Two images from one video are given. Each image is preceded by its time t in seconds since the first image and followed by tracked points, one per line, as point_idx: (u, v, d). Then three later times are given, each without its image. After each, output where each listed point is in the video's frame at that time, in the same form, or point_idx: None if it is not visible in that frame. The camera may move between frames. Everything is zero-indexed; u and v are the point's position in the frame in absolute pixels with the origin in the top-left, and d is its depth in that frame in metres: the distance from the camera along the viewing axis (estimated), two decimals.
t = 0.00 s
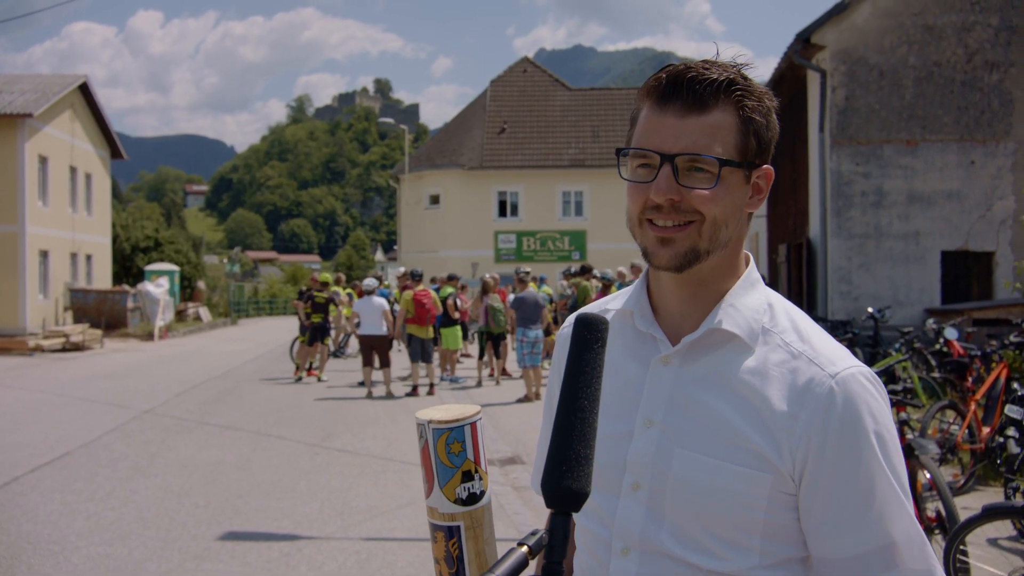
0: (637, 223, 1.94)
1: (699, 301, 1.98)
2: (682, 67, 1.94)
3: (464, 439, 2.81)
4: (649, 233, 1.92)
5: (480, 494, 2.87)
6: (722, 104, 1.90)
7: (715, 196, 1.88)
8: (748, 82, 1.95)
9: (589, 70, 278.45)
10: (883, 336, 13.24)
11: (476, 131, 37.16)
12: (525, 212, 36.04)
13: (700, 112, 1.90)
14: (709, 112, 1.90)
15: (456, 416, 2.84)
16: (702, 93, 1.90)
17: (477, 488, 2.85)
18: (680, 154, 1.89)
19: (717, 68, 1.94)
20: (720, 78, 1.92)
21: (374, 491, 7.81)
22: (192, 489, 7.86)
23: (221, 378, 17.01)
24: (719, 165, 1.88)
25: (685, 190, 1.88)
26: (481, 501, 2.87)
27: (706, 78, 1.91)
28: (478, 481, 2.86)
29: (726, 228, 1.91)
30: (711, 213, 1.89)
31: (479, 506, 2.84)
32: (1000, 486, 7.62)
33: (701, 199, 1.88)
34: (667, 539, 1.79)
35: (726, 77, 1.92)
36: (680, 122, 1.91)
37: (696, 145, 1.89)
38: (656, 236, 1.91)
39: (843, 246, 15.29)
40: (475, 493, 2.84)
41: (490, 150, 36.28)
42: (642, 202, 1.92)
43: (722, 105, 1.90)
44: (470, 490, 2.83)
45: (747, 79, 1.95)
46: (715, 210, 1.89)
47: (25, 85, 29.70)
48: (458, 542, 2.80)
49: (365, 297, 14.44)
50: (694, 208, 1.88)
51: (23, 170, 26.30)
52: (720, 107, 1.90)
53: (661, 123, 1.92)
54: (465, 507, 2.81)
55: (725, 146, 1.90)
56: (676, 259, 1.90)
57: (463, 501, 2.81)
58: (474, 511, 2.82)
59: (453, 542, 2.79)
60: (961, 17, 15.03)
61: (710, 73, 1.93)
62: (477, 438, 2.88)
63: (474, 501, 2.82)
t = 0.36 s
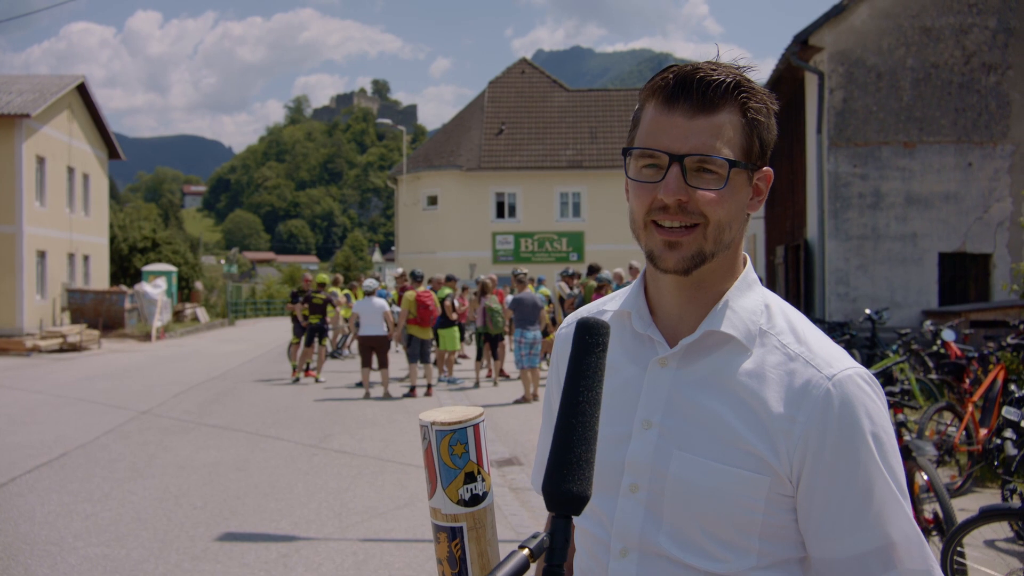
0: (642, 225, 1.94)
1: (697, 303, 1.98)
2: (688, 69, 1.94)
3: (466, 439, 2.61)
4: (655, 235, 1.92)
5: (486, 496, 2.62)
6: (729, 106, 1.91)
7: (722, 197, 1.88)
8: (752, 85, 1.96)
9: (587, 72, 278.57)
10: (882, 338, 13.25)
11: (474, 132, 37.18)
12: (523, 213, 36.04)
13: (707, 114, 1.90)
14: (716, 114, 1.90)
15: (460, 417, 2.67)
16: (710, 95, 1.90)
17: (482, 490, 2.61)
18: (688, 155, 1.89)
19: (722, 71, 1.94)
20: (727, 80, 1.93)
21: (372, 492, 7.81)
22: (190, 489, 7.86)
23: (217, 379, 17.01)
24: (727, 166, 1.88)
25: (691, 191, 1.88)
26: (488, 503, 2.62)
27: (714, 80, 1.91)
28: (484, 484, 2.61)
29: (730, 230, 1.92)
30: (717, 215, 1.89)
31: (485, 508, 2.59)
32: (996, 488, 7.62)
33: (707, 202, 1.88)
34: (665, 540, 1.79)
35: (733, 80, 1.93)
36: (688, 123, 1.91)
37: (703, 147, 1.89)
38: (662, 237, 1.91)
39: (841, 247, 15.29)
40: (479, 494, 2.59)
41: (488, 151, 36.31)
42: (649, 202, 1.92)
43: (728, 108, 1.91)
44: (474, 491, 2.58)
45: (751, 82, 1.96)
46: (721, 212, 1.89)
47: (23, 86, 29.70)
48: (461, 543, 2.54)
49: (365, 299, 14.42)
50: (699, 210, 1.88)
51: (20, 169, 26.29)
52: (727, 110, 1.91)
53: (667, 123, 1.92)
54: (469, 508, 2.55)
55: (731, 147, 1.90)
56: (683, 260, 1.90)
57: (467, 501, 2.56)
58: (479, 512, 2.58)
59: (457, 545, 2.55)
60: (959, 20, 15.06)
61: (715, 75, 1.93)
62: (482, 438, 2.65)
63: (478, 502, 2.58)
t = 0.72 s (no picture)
0: (636, 224, 1.94)
1: (696, 304, 1.98)
2: (682, 67, 1.94)
3: (467, 434, 2.23)
4: (649, 234, 1.92)
5: (486, 493, 2.24)
6: (722, 104, 1.91)
7: (713, 196, 1.89)
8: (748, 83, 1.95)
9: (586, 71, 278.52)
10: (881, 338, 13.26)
11: (474, 131, 37.20)
12: (523, 213, 36.05)
13: (701, 112, 1.90)
14: (709, 112, 1.90)
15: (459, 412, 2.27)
16: (703, 93, 1.90)
17: (482, 487, 2.24)
18: (680, 154, 1.89)
19: (717, 69, 1.94)
20: (722, 77, 1.92)
21: (371, 491, 7.81)
22: (190, 488, 7.87)
23: (217, 378, 17.01)
24: (719, 165, 1.88)
25: (684, 190, 1.88)
26: (489, 500, 2.25)
27: (707, 79, 1.91)
28: (486, 481, 2.24)
29: (726, 229, 1.91)
30: (710, 214, 1.89)
31: (485, 506, 2.23)
32: (996, 487, 7.63)
33: (700, 201, 1.88)
34: (664, 540, 1.79)
35: (728, 77, 1.92)
36: (681, 122, 1.91)
37: (696, 146, 1.89)
38: (657, 236, 1.91)
39: (840, 247, 15.30)
40: (480, 492, 2.22)
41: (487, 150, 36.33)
42: (642, 203, 1.92)
43: (722, 106, 1.91)
44: (474, 488, 2.22)
45: (746, 79, 1.96)
46: (714, 212, 1.89)
47: (23, 84, 29.73)
48: (461, 544, 2.19)
49: (366, 297, 14.39)
50: (692, 211, 1.89)
51: (20, 168, 26.30)
52: (720, 108, 1.91)
53: (661, 123, 1.92)
54: (468, 506, 2.20)
55: (726, 145, 1.90)
56: (676, 258, 1.91)
57: (467, 498, 2.21)
58: (479, 509, 2.22)
59: (455, 543, 2.20)
60: (959, 19, 15.05)
61: (711, 73, 1.92)
62: (484, 430, 2.26)
63: (478, 500, 2.22)
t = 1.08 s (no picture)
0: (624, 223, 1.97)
1: (701, 303, 1.97)
2: (666, 65, 1.95)
3: (458, 426, 2.33)
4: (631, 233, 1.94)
5: (477, 487, 2.36)
6: (705, 100, 1.89)
7: (691, 192, 1.88)
8: (738, 78, 1.92)
9: (588, 69, 278.41)
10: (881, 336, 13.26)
11: (474, 129, 37.20)
12: (524, 211, 36.06)
13: (683, 109, 1.90)
14: (689, 108, 1.90)
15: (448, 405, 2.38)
16: (685, 91, 1.89)
17: (474, 480, 2.35)
18: (657, 151, 1.90)
19: (704, 65, 1.93)
20: (704, 73, 1.91)
21: (371, 488, 7.83)
22: (190, 485, 7.88)
23: (218, 375, 17.03)
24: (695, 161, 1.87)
25: (662, 187, 1.89)
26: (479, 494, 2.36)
27: (688, 74, 1.90)
28: (477, 474, 2.36)
29: (709, 226, 1.89)
30: (688, 213, 1.88)
31: (477, 499, 2.33)
32: (996, 486, 7.64)
33: (676, 199, 1.88)
34: (664, 540, 1.79)
35: (713, 73, 1.91)
36: (661, 120, 1.92)
37: (674, 143, 1.89)
38: (641, 234, 1.91)
39: (841, 246, 15.30)
40: (472, 484, 2.34)
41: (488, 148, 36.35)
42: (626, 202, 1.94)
43: (705, 101, 1.89)
44: (467, 482, 2.32)
45: (737, 74, 1.93)
46: (692, 210, 1.88)
47: (24, 81, 29.72)
48: (457, 538, 2.26)
49: (367, 295, 14.38)
50: (669, 209, 1.89)
51: (20, 165, 26.29)
52: (703, 103, 1.89)
53: (645, 120, 1.94)
54: (462, 499, 2.30)
55: (708, 142, 1.88)
56: (656, 255, 1.90)
57: (460, 492, 2.31)
58: (472, 502, 2.32)
59: (450, 537, 2.27)
60: (960, 18, 15.03)
61: (695, 68, 1.92)
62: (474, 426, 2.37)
63: (470, 492, 2.32)
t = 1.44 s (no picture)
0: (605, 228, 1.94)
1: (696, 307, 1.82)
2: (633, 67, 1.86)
3: (432, 430, 2.02)
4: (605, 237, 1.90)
5: (457, 488, 2.06)
6: (661, 97, 1.77)
7: (645, 192, 1.78)
8: (698, 72, 1.76)
9: (587, 68, 278.62)
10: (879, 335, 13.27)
11: (473, 127, 37.20)
12: (523, 209, 36.08)
13: (640, 111, 1.81)
14: (646, 109, 1.80)
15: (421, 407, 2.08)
16: (642, 91, 1.80)
17: (452, 483, 2.04)
18: (615, 152, 1.82)
19: (668, 62, 1.80)
20: (659, 70, 1.79)
21: (369, 486, 7.83)
22: (189, 483, 7.88)
23: (216, 374, 17.02)
24: (646, 161, 1.77)
25: (623, 188, 1.81)
26: (460, 496, 2.06)
27: (643, 74, 1.80)
28: (455, 476, 2.05)
29: (671, 225, 1.77)
30: (645, 214, 1.79)
31: (457, 501, 2.04)
32: (994, 484, 7.65)
33: (632, 200, 1.80)
34: (654, 540, 1.66)
35: (670, 69, 1.78)
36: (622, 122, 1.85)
37: (629, 143, 1.80)
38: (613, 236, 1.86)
39: (839, 244, 15.30)
40: (449, 487, 2.03)
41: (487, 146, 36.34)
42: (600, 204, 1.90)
43: (660, 100, 1.78)
44: (443, 485, 2.02)
45: (701, 68, 1.77)
46: (649, 211, 1.78)
47: (22, 80, 29.70)
48: (435, 541, 2.00)
49: (365, 293, 14.36)
50: (630, 209, 1.81)
51: (20, 163, 26.29)
52: (660, 101, 1.77)
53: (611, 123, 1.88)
54: (440, 502, 2.01)
55: (659, 141, 1.77)
56: (628, 256, 1.83)
57: (438, 495, 2.01)
58: (450, 505, 2.03)
59: (429, 542, 2.01)
60: (959, 16, 15.04)
61: (655, 66, 1.80)
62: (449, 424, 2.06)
63: (447, 496, 2.02)
